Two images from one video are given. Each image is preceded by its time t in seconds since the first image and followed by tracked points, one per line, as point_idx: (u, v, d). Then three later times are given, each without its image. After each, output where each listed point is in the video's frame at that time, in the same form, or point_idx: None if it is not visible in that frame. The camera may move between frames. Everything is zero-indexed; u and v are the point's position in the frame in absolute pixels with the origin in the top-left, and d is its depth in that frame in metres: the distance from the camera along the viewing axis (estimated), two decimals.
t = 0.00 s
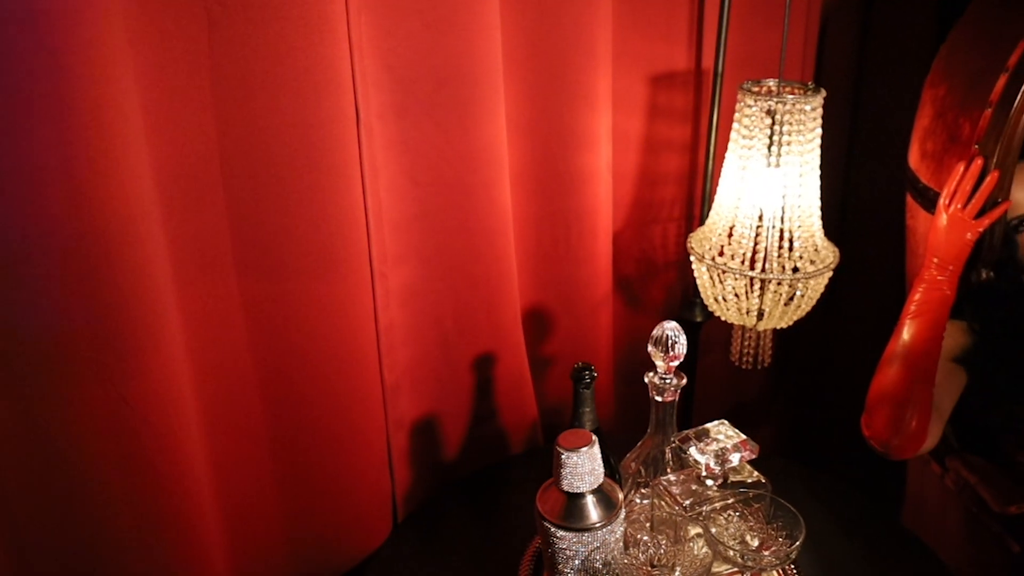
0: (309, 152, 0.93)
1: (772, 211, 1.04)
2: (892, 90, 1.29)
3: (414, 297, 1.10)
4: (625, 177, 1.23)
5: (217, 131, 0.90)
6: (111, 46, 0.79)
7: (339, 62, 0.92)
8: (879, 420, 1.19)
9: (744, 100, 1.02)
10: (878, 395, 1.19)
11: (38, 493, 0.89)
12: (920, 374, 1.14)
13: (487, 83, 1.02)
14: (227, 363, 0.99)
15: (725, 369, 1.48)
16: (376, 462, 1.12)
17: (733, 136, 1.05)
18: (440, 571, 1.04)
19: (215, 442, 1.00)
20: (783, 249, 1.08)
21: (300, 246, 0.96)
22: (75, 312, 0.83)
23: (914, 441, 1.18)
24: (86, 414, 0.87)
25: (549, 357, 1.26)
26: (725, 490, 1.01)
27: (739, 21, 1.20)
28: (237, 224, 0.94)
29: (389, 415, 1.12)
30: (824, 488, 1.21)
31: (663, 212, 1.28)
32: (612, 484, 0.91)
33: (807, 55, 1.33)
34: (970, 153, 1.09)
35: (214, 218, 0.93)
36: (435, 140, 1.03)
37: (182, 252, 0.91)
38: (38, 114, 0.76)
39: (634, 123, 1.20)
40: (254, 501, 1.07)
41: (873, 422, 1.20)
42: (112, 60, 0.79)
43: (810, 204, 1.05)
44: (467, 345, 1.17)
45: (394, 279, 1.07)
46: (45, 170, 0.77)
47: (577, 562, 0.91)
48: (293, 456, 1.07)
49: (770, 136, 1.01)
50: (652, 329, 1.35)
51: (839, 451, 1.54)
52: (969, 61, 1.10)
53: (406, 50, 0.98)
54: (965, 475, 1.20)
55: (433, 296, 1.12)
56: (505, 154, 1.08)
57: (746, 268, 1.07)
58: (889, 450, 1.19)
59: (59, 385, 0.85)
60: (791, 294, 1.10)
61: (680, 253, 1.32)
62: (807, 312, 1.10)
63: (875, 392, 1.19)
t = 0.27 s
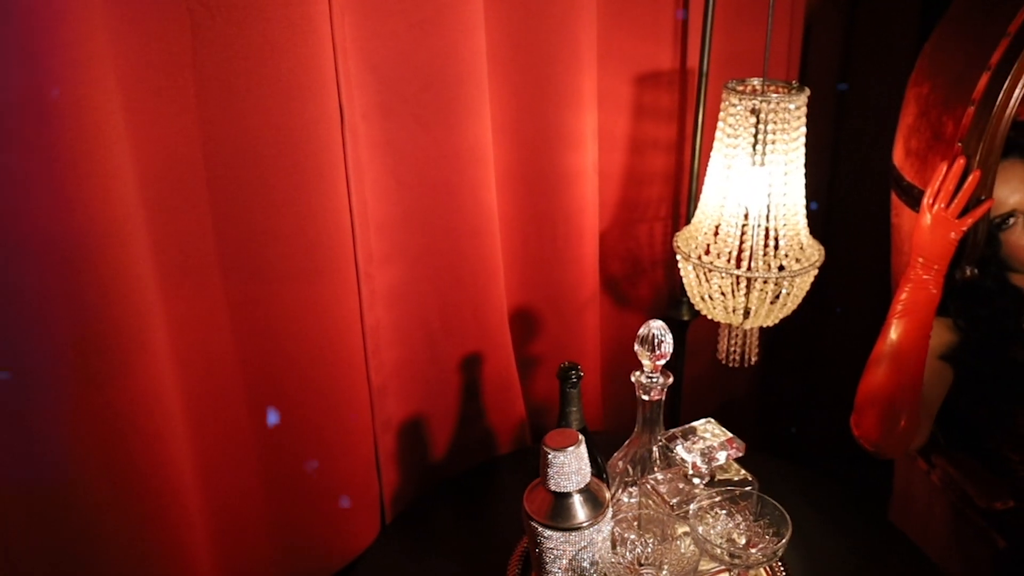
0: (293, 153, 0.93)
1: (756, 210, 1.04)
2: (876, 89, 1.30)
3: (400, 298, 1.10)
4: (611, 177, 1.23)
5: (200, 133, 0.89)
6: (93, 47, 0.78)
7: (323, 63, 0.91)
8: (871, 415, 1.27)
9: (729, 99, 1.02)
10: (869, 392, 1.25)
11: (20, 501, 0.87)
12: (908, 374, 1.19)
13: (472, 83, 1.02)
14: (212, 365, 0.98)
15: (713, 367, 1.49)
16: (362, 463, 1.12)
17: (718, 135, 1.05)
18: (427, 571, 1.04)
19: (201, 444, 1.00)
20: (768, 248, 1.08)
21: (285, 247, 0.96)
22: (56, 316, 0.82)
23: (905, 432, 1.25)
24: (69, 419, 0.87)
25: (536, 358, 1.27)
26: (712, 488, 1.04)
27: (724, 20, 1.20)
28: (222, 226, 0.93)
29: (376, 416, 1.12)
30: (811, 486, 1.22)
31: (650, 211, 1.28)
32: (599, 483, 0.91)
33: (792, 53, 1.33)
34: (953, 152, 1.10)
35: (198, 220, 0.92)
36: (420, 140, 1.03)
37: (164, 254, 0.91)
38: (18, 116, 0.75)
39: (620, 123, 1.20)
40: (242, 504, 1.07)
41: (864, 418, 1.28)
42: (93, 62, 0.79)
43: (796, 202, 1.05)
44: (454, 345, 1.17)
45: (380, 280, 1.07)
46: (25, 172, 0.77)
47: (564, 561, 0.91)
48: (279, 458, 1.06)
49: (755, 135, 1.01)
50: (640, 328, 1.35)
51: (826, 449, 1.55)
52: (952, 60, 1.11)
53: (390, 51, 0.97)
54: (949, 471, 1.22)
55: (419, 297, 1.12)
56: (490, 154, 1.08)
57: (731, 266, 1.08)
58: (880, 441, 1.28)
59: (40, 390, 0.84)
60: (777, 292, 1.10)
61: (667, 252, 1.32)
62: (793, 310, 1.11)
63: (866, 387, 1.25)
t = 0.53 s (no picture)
0: (276, 154, 0.93)
1: (741, 209, 1.04)
2: (861, 87, 1.30)
3: (386, 299, 1.10)
4: (597, 176, 1.23)
5: (182, 134, 0.89)
6: (74, 48, 0.78)
7: (306, 64, 0.91)
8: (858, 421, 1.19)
9: (713, 98, 1.02)
10: (857, 395, 1.19)
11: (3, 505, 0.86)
12: (898, 373, 1.15)
13: (456, 83, 1.02)
14: (197, 367, 0.98)
15: (701, 366, 1.49)
16: (349, 465, 1.12)
17: (703, 134, 1.06)
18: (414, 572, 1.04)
19: (186, 446, 1.00)
20: (754, 247, 1.08)
21: (269, 248, 0.96)
22: (37, 319, 0.81)
23: (892, 441, 1.18)
24: (52, 421, 0.86)
25: (522, 357, 1.27)
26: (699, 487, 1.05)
27: (709, 20, 1.21)
28: (205, 228, 0.93)
29: (363, 418, 1.12)
30: (799, 484, 1.22)
31: (636, 210, 1.28)
32: (586, 483, 0.91)
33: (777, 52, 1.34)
34: (936, 150, 1.10)
35: (182, 222, 0.92)
36: (404, 141, 1.03)
37: (147, 255, 0.90)
38: None
39: (605, 122, 1.20)
40: (229, 506, 1.06)
41: (855, 423, 1.19)
42: (74, 63, 0.78)
43: (780, 201, 1.05)
44: (441, 346, 1.16)
45: (366, 281, 1.07)
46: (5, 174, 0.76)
47: (551, 561, 0.91)
48: (265, 460, 1.06)
49: (739, 134, 1.02)
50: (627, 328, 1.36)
51: (812, 446, 1.56)
52: (936, 59, 1.11)
53: (373, 52, 0.97)
54: (934, 469, 1.24)
55: (405, 298, 1.11)
56: (475, 154, 1.08)
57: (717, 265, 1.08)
58: (867, 450, 1.18)
59: (23, 393, 0.83)
60: (762, 291, 1.10)
61: (653, 252, 1.32)
62: (779, 308, 1.11)
63: (852, 391, 1.19)
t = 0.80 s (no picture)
0: (259, 155, 0.92)
1: (726, 207, 1.05)
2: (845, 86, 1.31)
3: (372, 300, 1.10)
4: (583, 175, 1.24)
5: (165, 136, 0.89)
6: (54, 49, 0.77)
7: (289, 65, 0.91)
8: (846, 423, 1.16)
9: (697, 97, 1.03)
10: (844, 397, 1.16)
11: None
12: (885, 374, 1.14)
13: (440, 84, 1.02)
14: (182, 369, 0.98)
15: (688, 365, 1.49)
16: (335, 466, 1.12)
17: (687, 133, 1.06)
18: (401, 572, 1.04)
19: (171, 449, 1.00)
20: (738, 245, 1.09)
21: (253, 249, 0.96)
22: (19, 321, 0.81)
23: (881, 442, 1.15)
24: (34, 424, 0.85)
25: (509, 357, 1.27)
26: (685, 485, 1.03)
27: (692, 19, 1.21)
28: (189, 230, 0.93)
29: (350, 419, 1.12)
30: (785, 482, 1.22)
31: (621, 210, 1.28)
32: (572, 482, 0.91)
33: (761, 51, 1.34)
34: (919, 148, 1.09)
35: (166, 224, 0.92)
36: (388, 142, 1.03)
37: (130, 258, 0.90)
38: None
39: (590, 122, 1.20)
40: (215, 509, 1.06)
41: (843, 424, 1.16)
42: (55, 64, 0.78)
43: (765, 199, 1.05)
44: (427, 346, 1.16)
45: (351, 283, 1.07)
46: None
47: (538, 561, 0.91)
48: (251, 461, 1.06)
49: (723, 133, 1.02)
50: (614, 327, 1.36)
51: (799, 444, 1.56)
52: (918, 57, 1.12)
53: (357, 53, 0.97)
54: (922, 466, 1.25)
55: (391, 298, 1.11)
56: (460, 155, 1.08)
57: (702, 264, 1.08)
58: (856, 452, 1.15)
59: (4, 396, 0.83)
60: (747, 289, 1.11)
61: (639, 251, 1.32)
62: (764, 306, 1.11)
63: (839, 393, 1.17)
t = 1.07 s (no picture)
0: (243, 157, 0.92)
1: (711, 206, 1.05)
2: (831, 85, 1.31)
3: (359, 301, 1.10)
4: (569, 175, 1.24)
5: (148, 137, 0.88)
6: (35, 50, 0.77)
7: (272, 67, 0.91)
8: (836, 425, 1.16)
9: (682, 96, 1.03)
10: (833, 399, 1.16)
11: None
12: (873, 375, 1.14)
13: (424, 85, 1.02)
14: (167, 372, 0.97)
15: (676, 363, 1.50)
16: (321, 467, 1.12)
17: (672, 132, 1.06)
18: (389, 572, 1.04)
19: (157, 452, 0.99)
20: (724, 245, 1.09)
21: (237, 251, 0.95)
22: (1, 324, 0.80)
23: (871, 443, 1.16)
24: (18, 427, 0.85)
25: (497, 357, 1.27)
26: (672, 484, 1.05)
27: (677, 19, 1.21)
28: (173, 232, 0.92)
29: (337, 421, 1.12)
30: (773, 483, 1.22)
31: (607, 209, 1.29)
32: (559, 481, 0.91)
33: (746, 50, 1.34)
34: (904, 147, 1.09)
35: (150, 226, 0.91)
36: (373, 143, 1.03)
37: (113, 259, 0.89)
38: None
39: (576, 121, 1.20)
40: (202, 513, 1.06)
41: (834, 427, 1.16)
42: (36, 66, 0.77)
43: (750, 198, 1.06)
44: (413, 346, 1.16)
45: (337, 285, 1.06)
46: None
47: (526, 561, 0.91)
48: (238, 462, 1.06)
49: (708, 131, 1.02)
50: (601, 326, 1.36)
51: (787, 440, 1.57)
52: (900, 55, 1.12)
53: (341, 53, 0.97)
54: (909, 462, 1.26)
55: (377, 299, 1.11)
56: (445, 155, 1.08)
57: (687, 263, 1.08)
58: (847, 453, 1.15)
59: None
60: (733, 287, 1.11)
61: (626, 250, 1.33)
62: (750, 304, 1.11)
63: (829, 395, 1.17)
